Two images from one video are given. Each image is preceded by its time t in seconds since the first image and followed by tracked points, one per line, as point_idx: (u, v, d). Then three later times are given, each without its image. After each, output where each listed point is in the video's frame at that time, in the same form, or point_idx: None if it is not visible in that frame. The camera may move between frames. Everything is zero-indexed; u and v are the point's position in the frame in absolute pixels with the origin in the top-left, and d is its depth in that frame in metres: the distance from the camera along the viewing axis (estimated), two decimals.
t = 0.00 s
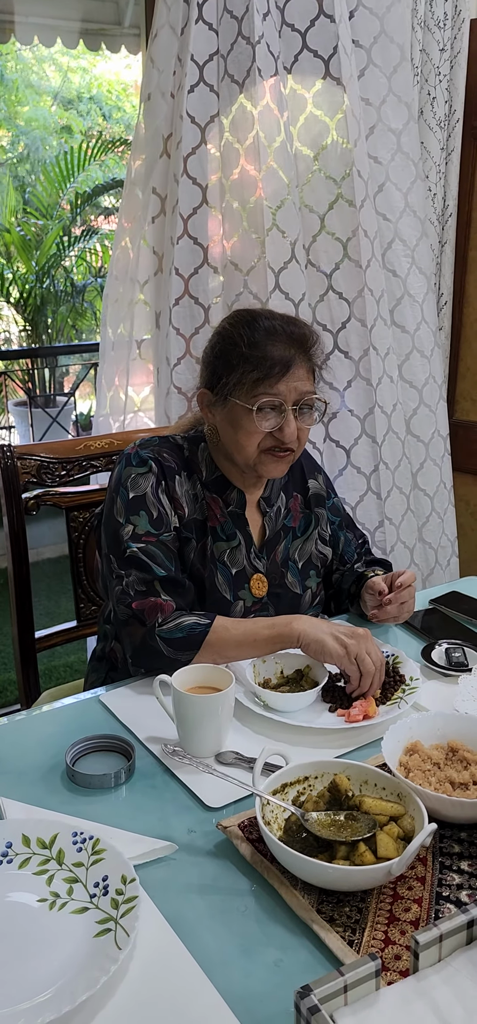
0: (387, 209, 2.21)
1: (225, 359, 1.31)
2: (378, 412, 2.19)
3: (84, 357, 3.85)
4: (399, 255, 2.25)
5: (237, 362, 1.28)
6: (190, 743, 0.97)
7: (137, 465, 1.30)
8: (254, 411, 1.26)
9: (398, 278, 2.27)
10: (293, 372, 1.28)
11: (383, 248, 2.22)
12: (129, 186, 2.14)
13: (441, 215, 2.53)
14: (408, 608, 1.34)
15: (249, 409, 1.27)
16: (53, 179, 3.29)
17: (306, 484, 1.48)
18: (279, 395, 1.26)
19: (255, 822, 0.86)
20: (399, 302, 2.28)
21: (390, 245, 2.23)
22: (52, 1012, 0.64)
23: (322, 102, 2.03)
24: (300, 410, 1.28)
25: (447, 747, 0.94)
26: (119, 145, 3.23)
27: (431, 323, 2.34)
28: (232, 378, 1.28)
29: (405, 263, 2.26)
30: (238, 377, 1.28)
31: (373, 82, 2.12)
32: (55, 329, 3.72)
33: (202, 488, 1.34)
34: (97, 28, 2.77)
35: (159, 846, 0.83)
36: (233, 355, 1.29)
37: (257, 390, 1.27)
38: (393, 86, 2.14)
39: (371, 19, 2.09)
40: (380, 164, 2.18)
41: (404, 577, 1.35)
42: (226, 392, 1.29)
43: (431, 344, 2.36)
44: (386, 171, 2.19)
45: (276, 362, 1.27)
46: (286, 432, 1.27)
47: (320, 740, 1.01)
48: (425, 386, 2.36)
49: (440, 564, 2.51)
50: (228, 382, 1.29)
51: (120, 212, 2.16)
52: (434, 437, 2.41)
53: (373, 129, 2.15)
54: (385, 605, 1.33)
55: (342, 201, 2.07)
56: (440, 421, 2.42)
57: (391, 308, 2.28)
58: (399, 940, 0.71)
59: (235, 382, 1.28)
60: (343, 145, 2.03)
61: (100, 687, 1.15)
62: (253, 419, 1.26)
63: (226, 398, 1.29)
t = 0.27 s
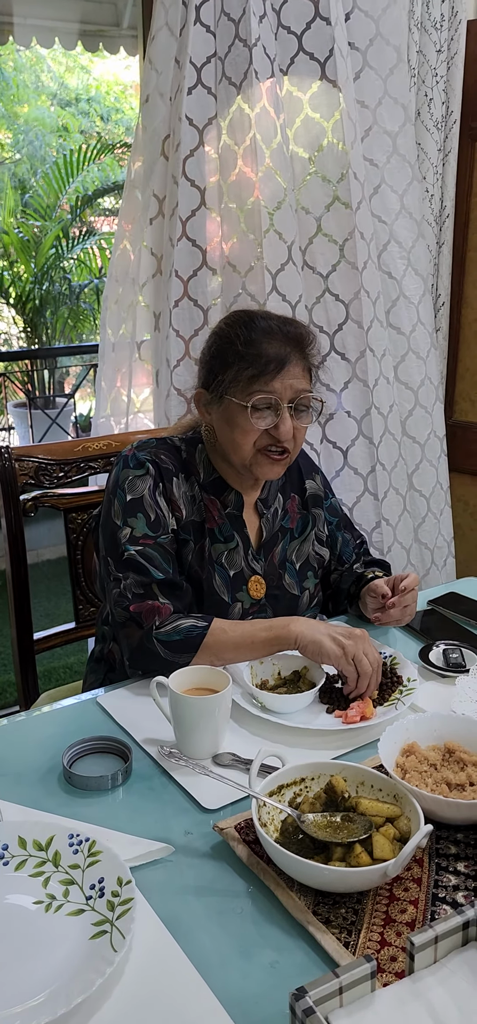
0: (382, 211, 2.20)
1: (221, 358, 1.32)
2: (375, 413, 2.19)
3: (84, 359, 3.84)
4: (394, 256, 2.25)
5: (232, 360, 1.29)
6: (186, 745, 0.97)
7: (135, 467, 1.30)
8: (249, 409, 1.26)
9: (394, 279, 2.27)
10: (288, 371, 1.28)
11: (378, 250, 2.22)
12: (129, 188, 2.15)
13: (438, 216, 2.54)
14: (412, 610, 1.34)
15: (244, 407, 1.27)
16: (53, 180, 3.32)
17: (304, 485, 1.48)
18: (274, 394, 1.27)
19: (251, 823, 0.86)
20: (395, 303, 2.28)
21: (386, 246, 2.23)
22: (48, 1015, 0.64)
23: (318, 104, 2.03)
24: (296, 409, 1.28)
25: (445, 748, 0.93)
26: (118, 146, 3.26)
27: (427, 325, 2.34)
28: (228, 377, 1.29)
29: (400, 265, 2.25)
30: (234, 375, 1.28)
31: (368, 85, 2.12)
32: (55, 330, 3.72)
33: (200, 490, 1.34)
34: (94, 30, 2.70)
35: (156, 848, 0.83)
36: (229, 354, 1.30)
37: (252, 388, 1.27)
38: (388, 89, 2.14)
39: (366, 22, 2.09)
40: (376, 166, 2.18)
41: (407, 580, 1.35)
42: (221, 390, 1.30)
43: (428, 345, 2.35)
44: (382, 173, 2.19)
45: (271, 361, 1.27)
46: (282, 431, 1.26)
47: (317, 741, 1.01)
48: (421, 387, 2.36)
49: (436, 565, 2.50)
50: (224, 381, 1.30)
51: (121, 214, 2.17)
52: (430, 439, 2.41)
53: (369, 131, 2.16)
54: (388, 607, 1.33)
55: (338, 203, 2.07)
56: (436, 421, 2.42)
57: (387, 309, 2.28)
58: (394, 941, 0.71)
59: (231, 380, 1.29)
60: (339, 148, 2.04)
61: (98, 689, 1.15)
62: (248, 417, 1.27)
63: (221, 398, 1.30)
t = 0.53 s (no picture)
0: (379, 214, 2.21)
1: (218, 360, 1.32)
2: (372, 415, 2.20)
3: (83, 360, 3.79)
4: (391, 258, 2.26)
5: (228, 361, 1.30)
6: (185, 747, 0.97)
7: (135, 470, 1.30)
8: (243, 409, 1.27)
9: (390, 282, 2.27)
10: (284, 372, 1.28)
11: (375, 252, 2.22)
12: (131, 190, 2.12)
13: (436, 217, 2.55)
14: (407, 612, 1.34)
15: (238, 408, 1.28)
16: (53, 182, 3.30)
17: (303, 486, 1.48)
18: (269, 395, 1.27)
19: (250, 824, 0.86)
20: (391, 306, 2.28)
21: (382, 248, 2.23)
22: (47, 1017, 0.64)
23: (315, 107, 2.03)
24: (291, 411, 1.28)
25: (443, 750, 0.93)
26: (117, 148, 3.25)
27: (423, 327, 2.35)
28: (224, 378, 1.30)
29: (396, 266, 2.26)
30: (229, 376, 1.29)
31: (365, 88, 2.13)
32: (55, 332, 3.72)
33: (199, 492, 1.34)
34: (94, 31, 2.75)
35: (154, 850, 0.83)
36: (226, 355, 1.31)
37: (246, 389, 1.28)
38: (385, 92, 2.14)
39: (363, 26, 2.09)
40: (373, 169, 2.19)
41: (402, 581, 1.35)
42: (217, 391, 1.30)
43: (424, 347, 2.36)
44: (378, 176, 2.19)
45: (267, 362, 1.28)
46: (276, 432, 1.27)
47: (316, 742, 1.01)
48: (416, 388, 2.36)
49: (431, 565, 2.50)
50: (220, 381, 1.31)
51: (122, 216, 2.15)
52: (426, 440, 2.41)
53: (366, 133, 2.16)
54: (384, 608, 1.33)
55: (335, 206, 2.07)
56: (432, 423, 2.42)
57: (383, 311, 2.29)
58: (393, 942, 0.71)
59: (226, 381, 1.29)
60: (336, 151, 2.04)
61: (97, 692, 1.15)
62: (242, 417, 1.27)
63: (217, 398, 1.31)
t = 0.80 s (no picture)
0: (374, 218, 2.20)
1: (212, 360, 1.34)
2: (370, 418, 2.20)
3: (83, 363, 3.82)
4: (386, 262, 2.23)
5: (221, 359, 1.32)
6: (187, 749, 0.97)
7: (137, 473, 1.30)
8: (238, 404, 1.28)
9: (385, 285, 2.25)
10: (277, 364, 1.30)
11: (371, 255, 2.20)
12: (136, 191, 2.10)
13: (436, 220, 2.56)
14: (406, 614, 1.34)
15: (233, 403, 1.29)
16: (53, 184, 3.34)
17: (305, 489, 1.48)
18: (263, 387, 1.28)
19: (251, 826, 0.86)
20: (386, 309, 2.26)
21: (378, 252, 2.21)
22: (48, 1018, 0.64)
23: (314, 112, 2.04)
24: (286, 402, 1.29)
25: (444, 752, 0.93)
26: (117, 149, 3.26)
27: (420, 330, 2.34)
28: (218, 376, 1.31)
29: (392, 270, 2.24)
30: (223, 373, 1.31)
31: (362, 92, 2.12)
32: (55, 334, 3.71)
33: (202, 495, 1.34)
34: (94, 35, 2.71)
35: (156, 851, 0.83)
36: (219, 354, 1.33)
37: (240, 383, 1.30)
38: (382, 97, 2.14)
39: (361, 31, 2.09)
40: (369, 173, 2.18)
41: (402, 583, 1.35)
42: (212, 390, 1.32)
43: (418, 351, 2.34)
44: (374, 181, 2.18)
45: (258, 356, 1.29)
46: (273, 424, 1.28)
47: (317, 744, 1.01)
48: (412, 391, 2.35)
49: (425, 565, 2.47)
50: (213, 380, 1.32)
51: (127, 216, 2.13)
52: (421, 443, 2.40)
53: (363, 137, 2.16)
54: (383, 610, 1.33)
55: (334, 209, 2.09)
56: (427, 425, 2.40)
57: (378, 314, 2.26)
58: (394, 943, 0.71)
59: (220, 379, 1.31)
60: (335, 154, 2.05)
61: (98, 693, 1.15)
62: (237, 412, 1.28)
63: (212, 397, 1.32)
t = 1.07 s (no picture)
0: (369, 223, 2.19)
1: (207, 359, 1.35)
2: (366, 421, 2.22)
3: (83, 365, 3.83)
4: (380, 268, 2.23)
5: (216, 357, 1.33)
6: (188, 751, 0.97)
7: (138, 476, 1.31)
8: (236, 401, 1.29)
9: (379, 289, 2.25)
10: (272, 360, 1.31)
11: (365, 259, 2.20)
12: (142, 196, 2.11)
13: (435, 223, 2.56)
14: (407, 616, 1.34)
15: (231, 400, 1.30)
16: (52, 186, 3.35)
17: (306, 492, 1.48)
18: (260, 382, 1.29)
19: (252, 828, 0.86)
20: (380, 313, 2.25)
21: (372, 258, 2.21)
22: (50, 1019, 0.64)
23: (313, 118, 2.05)
24: (283, 396, 1.30)
25: (444, 754, 0.94)
26: (118, 152, 3.25)
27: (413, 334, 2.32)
28: (213, 374, 1.32)
29: (386, 276, 2.24)
30: (218, 371, 1.32)
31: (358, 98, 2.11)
32: (55, 336, 3.72)
33: (204, 497, 1.35)
34: (96, 36, 2.69)
35: (157, 853, 0.83)
36: (214, 353, 1.34)
37: (237, 379, 1.31)
38: (378, 103, 2.13)
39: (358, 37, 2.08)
40: (364, 178, 2.17)
41: (403, 585, 1.34)
42: (208, 389, 1.33)
43: (413, 354, 2.33)
44: (368, 186, 2.17)
45: (253, 351, 1.30)
46: (272, 416, 1.28)
47: (318, 746, 1.01)
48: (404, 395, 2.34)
49: (419, 566, 2.49)
50: (210, 379, 1.33)
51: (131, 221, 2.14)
52: (413, 444, 2.38)
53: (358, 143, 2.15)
54: (384, 612, 1.32)
55: (333, 214, 2.11)
56: (421, 429, 2.39)
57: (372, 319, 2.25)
58: (395, 945, 0.72)
59: (217, 377, 1.32)
60: (332, 159, 2.08)
61: (99, 695, 1.16)
62: (236, 409, 1.29)
63: (209, 396, 1.33)
